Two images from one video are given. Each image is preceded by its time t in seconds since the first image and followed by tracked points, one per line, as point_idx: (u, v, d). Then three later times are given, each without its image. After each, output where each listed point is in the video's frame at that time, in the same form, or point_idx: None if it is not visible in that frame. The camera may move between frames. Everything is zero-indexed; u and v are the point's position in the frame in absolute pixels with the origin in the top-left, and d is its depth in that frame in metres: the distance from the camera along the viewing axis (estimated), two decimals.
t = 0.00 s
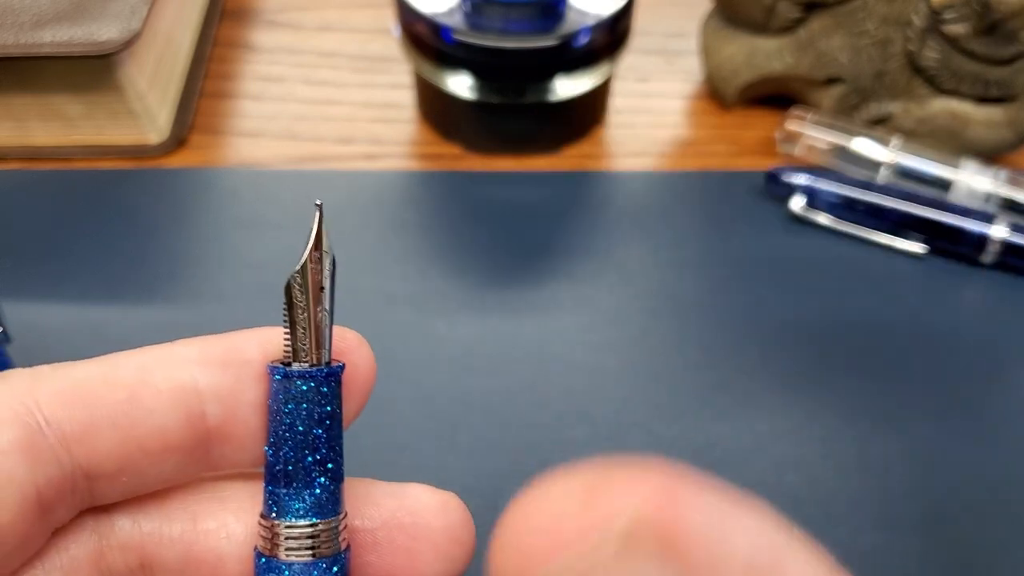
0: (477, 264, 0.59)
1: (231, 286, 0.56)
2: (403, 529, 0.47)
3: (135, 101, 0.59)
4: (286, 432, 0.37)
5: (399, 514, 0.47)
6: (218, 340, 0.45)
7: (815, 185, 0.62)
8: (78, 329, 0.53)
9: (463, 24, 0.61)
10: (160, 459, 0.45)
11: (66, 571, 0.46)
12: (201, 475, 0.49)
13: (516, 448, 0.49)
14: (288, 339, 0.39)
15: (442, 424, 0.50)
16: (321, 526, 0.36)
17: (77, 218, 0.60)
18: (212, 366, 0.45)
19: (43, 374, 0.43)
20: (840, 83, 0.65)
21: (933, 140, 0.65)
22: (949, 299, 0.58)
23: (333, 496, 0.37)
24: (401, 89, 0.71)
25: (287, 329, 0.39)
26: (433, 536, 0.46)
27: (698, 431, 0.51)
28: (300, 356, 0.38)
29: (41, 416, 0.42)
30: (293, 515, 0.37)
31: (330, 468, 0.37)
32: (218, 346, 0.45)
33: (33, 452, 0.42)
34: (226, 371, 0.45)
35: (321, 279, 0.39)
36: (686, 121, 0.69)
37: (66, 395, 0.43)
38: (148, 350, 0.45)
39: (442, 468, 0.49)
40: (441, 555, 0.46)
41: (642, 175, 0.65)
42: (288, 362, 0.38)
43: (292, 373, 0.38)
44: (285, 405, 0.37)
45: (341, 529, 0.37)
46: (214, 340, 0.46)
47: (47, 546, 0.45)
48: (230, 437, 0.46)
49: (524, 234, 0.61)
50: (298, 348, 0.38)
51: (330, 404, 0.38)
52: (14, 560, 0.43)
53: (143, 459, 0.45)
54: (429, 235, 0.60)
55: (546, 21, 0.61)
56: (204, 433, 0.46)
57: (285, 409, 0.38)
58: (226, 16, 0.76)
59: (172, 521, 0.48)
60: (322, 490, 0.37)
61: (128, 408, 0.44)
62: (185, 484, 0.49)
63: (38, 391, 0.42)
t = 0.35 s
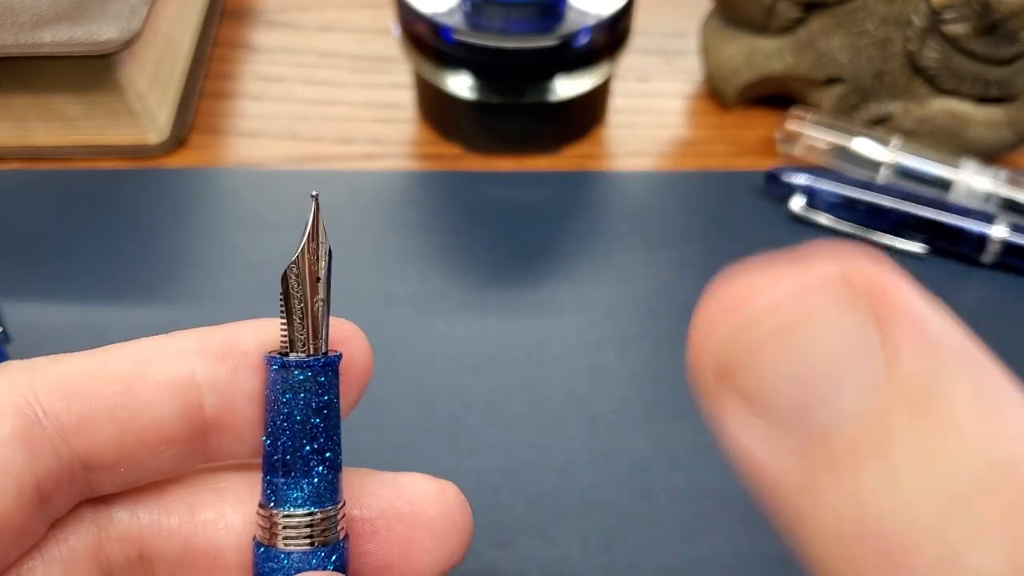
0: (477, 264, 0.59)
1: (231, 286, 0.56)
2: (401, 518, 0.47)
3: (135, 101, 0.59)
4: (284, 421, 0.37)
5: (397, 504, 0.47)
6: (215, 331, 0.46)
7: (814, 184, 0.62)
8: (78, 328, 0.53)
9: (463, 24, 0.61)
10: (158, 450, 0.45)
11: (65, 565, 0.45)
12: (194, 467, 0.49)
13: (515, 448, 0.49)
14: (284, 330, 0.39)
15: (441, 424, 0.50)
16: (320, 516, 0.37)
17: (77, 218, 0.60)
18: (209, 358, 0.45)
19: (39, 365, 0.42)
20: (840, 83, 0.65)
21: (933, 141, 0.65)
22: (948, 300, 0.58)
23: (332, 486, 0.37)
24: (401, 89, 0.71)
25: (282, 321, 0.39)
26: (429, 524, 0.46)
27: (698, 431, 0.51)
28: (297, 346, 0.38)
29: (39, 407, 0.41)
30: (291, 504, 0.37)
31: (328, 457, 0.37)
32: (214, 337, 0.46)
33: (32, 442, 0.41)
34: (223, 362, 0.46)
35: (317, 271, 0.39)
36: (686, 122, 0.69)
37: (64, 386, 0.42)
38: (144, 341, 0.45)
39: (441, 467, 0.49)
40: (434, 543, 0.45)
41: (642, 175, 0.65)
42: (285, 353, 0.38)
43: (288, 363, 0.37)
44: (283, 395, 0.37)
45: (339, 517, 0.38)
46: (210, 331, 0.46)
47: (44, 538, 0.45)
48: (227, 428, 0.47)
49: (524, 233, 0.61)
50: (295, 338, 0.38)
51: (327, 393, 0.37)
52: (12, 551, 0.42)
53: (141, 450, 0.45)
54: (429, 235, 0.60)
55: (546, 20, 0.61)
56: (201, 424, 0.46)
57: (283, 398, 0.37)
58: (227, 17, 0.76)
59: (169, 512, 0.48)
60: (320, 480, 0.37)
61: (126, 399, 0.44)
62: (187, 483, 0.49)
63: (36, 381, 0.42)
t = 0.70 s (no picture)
0: (477, 264, 0.59)
1: (231, 286, 0.56)
2: (417, 522, 0.46)
3: (135, 101, 0.59)
4: (295, 425, 0.38)
5: (412, 508, 0.46)
6: (225, 333, 0.45)
7: (815, 185, 0.62)
8: (78, 328, 0.53)
9: (463, 24, 0.61)
10: (166, 455, 0.45)
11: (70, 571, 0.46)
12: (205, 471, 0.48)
13: (515, 449, 0.49)
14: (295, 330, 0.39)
15: (441, 424, 0.50)
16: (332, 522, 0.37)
17: (77, 218, 0.60)
18: (218, 361, 0.45)
19: (43, 370, 0.42)
20: (840, 83, 0.65)
21: (932, 141, 0.65)
22: (947, 300, 0.58)
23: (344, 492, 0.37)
24: (401, 89, 0.71)
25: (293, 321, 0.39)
26: (445, 529, 0.45)
27: (698, 431, 0.51)
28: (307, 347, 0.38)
29: (42, 413, 0.42)
30: (301, 510, 0.37)
31: (339, 463, 0.38)
32: (223, 338, 0.45)
33: (35, 450, 0.41)
34: (230, 364, 0.45)
35: (329, 269, 0.38)
36: (686, 122, 0.69)
37: (67, 391, 0.42)
38: (150, 345, 0.45)
39: (441, 467, 0.49)
40: (452, 547, 0.45)
41: (642, 175, 0.65)
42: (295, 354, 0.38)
43: (300, 365, 0.37)
44: (294, 397, 0.38)
45: (351, 524, 0.38)
46: (219, 332, 0.45)
47: (50, 546, 0.45)
48: (235, 432, 0.47)
49: (524, 234, 0.61)
50: (306, 338, 0.38)
51: (338, 397, 0.38)
52: (16, 560, 0.42)
53: (147, 456, 0.45)
54: (430, 235, 0.60)
55: (546, 20, 0.61)
56: (209, 428, 0.46)
57: (294, 401, 0.38)
58: (227, 16, 0.76)
59: (179, 518, 0.48)
60: (332, 485, 0.37)
61: (132, 404, 0.43)
62: (192, 487, 0.49)
63: (40, 387, 0.42)
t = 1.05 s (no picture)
0: (477, 264, 0.59)
1: (232, 285, 0.56)
2: (403, 509, 0.46)
3: (135, 101, 0.59)
4: (268, 412, 0.38)
5: (399, 495, 0.46)
6: (212, 322, 0.46)
7: (814, 185, 0.62)
8: (78, 328, 0.53)
9: (463, 24, 0.61)
10: (158, 443, 0.46)
11: (64, 560, 0.45)
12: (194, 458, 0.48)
13: (515, 449, 0.49)
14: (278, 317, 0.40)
15: (441, 424, 0.50)
16: (308, 508, 0.37)
17: (77, 218, 0.60)
18: (206, 349, 0.45)
19: (35, 359, 0.43)
20: (840, 83, 0.65)
21: (932, 141, 0.65)
22: (948, 300, 0.58)
23: (320, 479, 0.37)
24: (401, 89, 0.71)
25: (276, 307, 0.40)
26: (430, 515, 0.45)
27: (698, 431, 0.51)
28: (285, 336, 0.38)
29: (35, 401, 0.42)
30: (273, 496, 0.37)
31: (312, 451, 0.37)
32: (211, 327, 0.45)
33: (29, 437, 0.41)
34: (220, 353, 0.46)
35: (306, 260, 0.39)
36: (687, 121, 0.69)
37: (61, 380, 0.43)
38: (142, 335, 0.45)
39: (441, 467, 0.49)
40: (436, 534, 0.44)
41: (642, 175, 0.65)
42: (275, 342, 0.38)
43: (271, 353, 0.38)
44: (268, 384, 0.38)
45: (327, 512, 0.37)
46: (206, 321, 0.46)
47: (43, 535, 0.45)
48: (224, 419, 0.47)
49: (525, 233, 0.61)
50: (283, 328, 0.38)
51: (311, 386, 0.38)
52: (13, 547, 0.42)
53: (140, 444, 0.45)
54: (430, 235, 0.60)
55: (546, 20, 0.61)
56: (200, 416, 0.46)
57: (267, 389, 0.38)
58: (227, 16, 0.76)
59: (171, 506, 0.48)
60: (307, 472, 0.37)
61: (124, 392, 0.44)
62: (181, 475, 0.49)
63: (33, 376, 0.42)
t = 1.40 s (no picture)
0: (477, 264, 0.59)
1: (231, 285, 0.56)
2: (402, 506, 0.46)
3: (135, 101, 0.59)
4: (242, 407, 0.38)
5: (398, 493, 0.46)
6: (206, 320, 0.46)
7: (814, 185, 0.62)
8: (79, 328, 0.53)
9: (463, 24, 0.61)
10: (154, 439, 0.46)
11: (65, 558, 0.45)
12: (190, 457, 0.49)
13: (515, 449, 0.49)
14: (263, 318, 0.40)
15: (441, 424, 0.50)
16: (290, 504, 0.37)
17: (77, 218, 0.60)
18: (200, 346, 0.46)
19: (32, 357, 0.43)
20: (840, 83, 0.65)
21: (933, 141, 0.65)
22: (948, 300, 0.58)
23: (291, 478, 0.37)
24: (401, 89, 0.71)
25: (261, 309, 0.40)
26: (428, 513, 0.45)
27: (698, 431, 0.51)
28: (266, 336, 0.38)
29: (35, 397, 0.42)
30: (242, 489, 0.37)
31: (280, 448, 0.37)
32: (205, 324, 0.46)
33: (28, 432, 0.42)
34: (214, 350, 0.46)
35: (284, 257, 0.39)
36: (687, 122, 0.69)
37: (58, 376, 0.43)
38: (135, 333, 0.46)
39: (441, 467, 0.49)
40: (434, 532, 0.44)
41: (642, 175, 0.65)
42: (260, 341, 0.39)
43: (244, 349, 0.38)
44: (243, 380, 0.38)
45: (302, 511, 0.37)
46: (201, 319, 0.46)
47: (43, 534, 0.45)
48: (219, 417, 0.47)
49: (525, 233, 0.61)
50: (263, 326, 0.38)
51: (279, 383, 0.38)
52: (14, 544, 0.42)
53: (136, 439, 0.45)
54: (430, 235, 0.60)
55: (546, 20, 0.61)
56: (196, 413, 0.46)
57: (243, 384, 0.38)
58: (227, 16, 0.76)
59: (170, 504, 0.48)
60: (276, 469, 0.37)
61: (120, 388, 0.44)
62: (179, 475, 0.49)
63: (30, 373, 0.43)
